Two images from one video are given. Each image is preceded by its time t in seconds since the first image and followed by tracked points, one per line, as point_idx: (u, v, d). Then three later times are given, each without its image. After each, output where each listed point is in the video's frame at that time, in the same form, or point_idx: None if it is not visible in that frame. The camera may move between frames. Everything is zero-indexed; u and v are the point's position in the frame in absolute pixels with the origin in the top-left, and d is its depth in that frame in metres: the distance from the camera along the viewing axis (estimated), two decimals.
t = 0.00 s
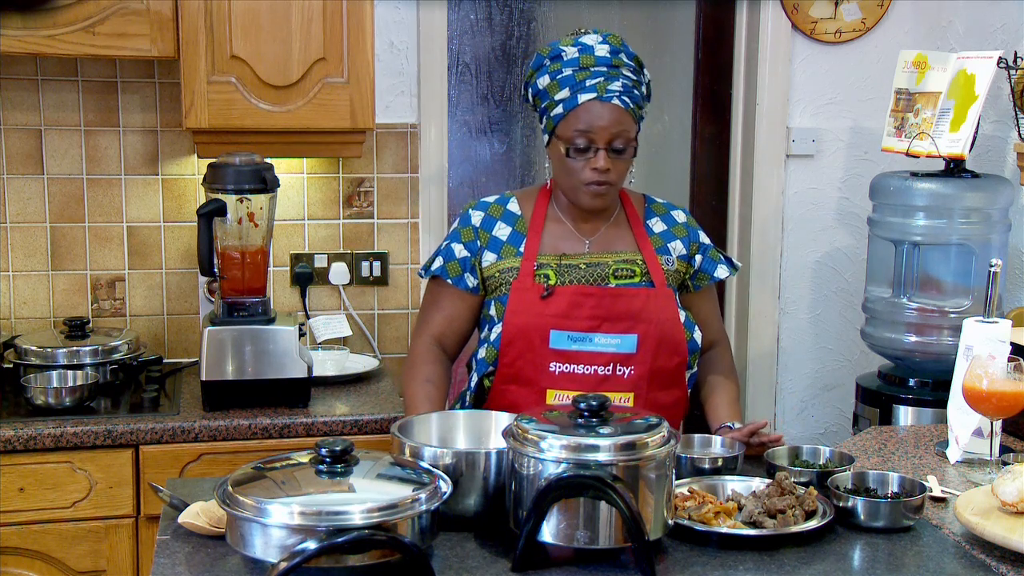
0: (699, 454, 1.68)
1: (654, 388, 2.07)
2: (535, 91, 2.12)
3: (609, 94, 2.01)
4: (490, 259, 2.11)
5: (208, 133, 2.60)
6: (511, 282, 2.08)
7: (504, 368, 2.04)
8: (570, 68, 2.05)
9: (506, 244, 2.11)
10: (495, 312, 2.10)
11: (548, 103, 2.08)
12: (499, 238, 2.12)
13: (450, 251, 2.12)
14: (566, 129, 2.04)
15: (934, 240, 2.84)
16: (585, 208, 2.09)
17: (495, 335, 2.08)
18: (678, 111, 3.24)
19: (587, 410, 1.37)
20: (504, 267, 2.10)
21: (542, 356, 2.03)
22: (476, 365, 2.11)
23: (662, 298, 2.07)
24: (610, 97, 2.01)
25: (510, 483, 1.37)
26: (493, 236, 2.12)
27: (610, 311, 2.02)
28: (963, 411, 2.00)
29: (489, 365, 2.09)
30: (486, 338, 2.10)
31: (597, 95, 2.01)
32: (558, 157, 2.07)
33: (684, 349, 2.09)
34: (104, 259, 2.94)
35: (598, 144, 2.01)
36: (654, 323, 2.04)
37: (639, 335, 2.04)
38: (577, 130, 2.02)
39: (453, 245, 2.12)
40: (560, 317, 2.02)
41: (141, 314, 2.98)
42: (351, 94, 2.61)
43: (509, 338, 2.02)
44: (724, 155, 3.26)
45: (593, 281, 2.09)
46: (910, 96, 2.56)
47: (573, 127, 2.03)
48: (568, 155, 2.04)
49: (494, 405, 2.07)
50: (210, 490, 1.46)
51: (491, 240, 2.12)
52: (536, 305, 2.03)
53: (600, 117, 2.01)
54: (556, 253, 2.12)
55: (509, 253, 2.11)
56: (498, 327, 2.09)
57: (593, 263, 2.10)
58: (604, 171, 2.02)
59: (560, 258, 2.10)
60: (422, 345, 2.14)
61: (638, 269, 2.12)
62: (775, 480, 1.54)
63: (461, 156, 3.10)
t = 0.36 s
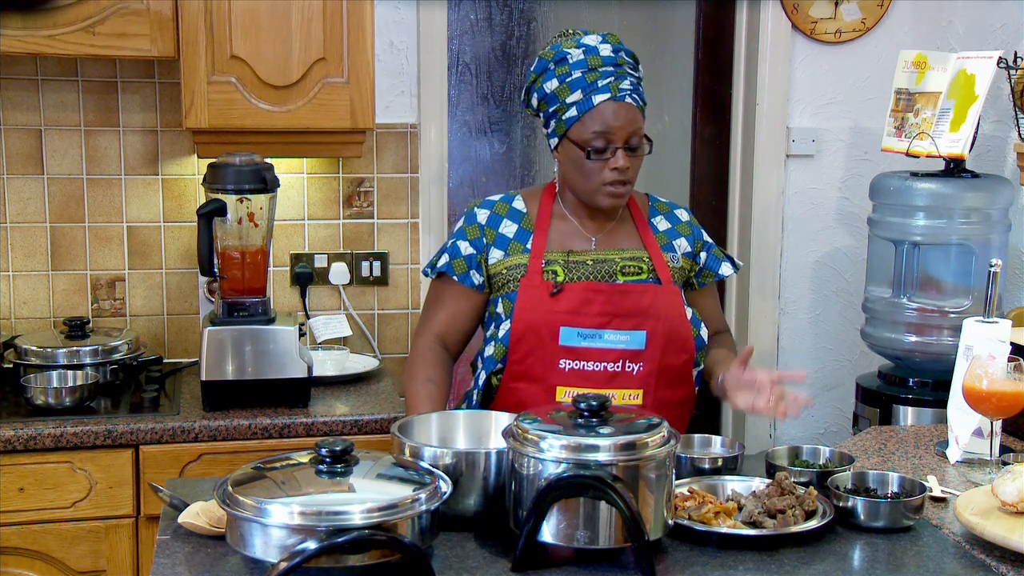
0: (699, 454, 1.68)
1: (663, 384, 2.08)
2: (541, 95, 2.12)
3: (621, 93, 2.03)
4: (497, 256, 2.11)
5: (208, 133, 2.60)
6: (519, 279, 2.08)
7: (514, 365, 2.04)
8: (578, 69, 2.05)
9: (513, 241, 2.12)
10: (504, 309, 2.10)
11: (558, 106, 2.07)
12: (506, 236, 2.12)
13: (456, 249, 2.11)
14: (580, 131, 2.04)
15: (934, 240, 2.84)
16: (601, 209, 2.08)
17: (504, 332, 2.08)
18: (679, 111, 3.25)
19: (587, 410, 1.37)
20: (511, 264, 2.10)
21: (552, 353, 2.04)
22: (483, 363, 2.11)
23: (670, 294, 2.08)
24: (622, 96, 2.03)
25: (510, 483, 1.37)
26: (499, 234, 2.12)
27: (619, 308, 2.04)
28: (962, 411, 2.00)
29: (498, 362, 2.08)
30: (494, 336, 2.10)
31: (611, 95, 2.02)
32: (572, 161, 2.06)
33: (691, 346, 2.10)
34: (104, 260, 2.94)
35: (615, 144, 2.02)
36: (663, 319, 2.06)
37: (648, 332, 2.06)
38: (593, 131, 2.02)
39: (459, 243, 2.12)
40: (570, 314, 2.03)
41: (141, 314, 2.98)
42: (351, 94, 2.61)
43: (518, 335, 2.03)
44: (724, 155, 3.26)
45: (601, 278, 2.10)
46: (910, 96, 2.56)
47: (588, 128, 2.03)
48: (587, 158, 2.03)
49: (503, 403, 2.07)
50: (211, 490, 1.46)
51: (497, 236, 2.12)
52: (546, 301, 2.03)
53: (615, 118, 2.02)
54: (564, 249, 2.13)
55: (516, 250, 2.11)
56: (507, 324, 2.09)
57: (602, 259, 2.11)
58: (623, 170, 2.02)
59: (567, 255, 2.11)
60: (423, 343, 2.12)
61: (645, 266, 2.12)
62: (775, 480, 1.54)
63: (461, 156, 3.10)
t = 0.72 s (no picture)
0: (699, 454, 1.68)
1: (669, 384, 2.09)
2: (543, 96, 2.12)
3: (624, 91, 2.03)
4: (502, 257, 2.11)
5: (207, 133, 2.60)
6: (524, 280, 2.08)
7: (520, 366, 2.05)
8: (580, 68, 2.05)
9: (517, 242, 2.12)
10: (510, 310, 2.10)
11: (560, 105, 2.07)
12: (510, 237, 2.12)
13: (460, 251, 2.11)
14: (583, 130, 2.04)
15: (934, 240, 2.84)
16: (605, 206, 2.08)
17: (510, 333, 2.07)
18: (679, 111, 3.25)
19: (587, 410, 1.37)
20: (515, 266, 2.10)
21: (558, 353, 2.04)
22: (489, 365, 2.10)
23: (675, 293, 2.08)
24: (625, 93, 2.03)
25: (510, 483, 1.37)
26: (503, 235, 2.12)
27: (625, 307, 2.04)
28: (962, 411, 2.00)
29: (503, 363, 2.08)
30: (499, 337, 2.10)
31: (613, 92, 2.02)
32: (576, 159, 2.06)
33: (695, 344, 2.11)
34: (104, 260, 2.94)
35: (619, 141, 2.02)
36: (668, 319, 2.06)
37: (653, 331, 2.06)
38: (597, 128, 2.02)
39: (463, 245, 2.12)
40: (576, 314, 2.03)
41: (141, 314, 2.98)
42: (351, 94, 2.61)
43: (525, 336, 2.03)
44: (724, 155, 3.26)
45: (606, 278, 2.09)
46: (910, 96, 2.56)
47: (591, 126, 2.03)
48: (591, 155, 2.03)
49: (509, 404, 2.07)
50: (211, 490, 1.46)
51: (501, 238, 2.12)
52: (552, 302, 2.03)
53: (618, 115, 2.02)
54: (568, 249, 2.12)
55: (520, 252, 2.11)
56: (512, 325, 2.08)
57: (606, 259, 2.10)
58: (627, 167, 2.02)
59: (572, 256, 2.10)
60: (424, 344, 2.12)
61: (648, 265, 2.11)
62: (775, 480, 1.54)
63: (461, 156, 3.10)
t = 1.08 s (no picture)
0: (699, 454, 1.68)
1: (670, 384, 2.08)
2: (538, 89, 2.13)
3: (611, 82, 2.02)
4: (502, 258, 2.11)
5: (207, 133, 2.60)
6: (525, 281, 2.09)
7: (521, 367, 2.04)
8: (571, 61, 2.06)
9: (517, 243, 2.12)
10: (511, 311, 2.10)
11: (551, 97, 2.09)
12: (510, 237, 2.12)
13: (461, 251, 2.11)
14: (569, 119, 2.05)
15: (934, 240, 2.84)
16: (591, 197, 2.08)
17: (512, 334, 2.07)
18: (679, 111, 3.25)
19: (587, 410, 1.37)
20: (516, 266, 2.10)
21: (559, 354, 2.03)
22: (490, 365, 2.11)
23: (675, 294, 2.07)
24: (612, 85, 2.02)
25: (511, 483, 1.37)
26: (503, 236, 2.12)
27: (625, 308, 2.03)
28: (962, 411, 2.00)
29: (504, 364, 2.08)
30: (500, 338, 2.10)
31: (599, 83, 2.02)
32: (563, 149, 2.08)
33: (696, 344, 2.10)
34: (104, 260, 2.94)
35: (602, 130, 2.02)
36: (668, 319, 2.06)
37: (654, 332, 2.05)
38: (581, 117, 2.03)
39: (464, 245, 2.12)
40: (576, 315, 2.02)
41: (141, 314, 2.98)
42: (351, 94, 2.61)
43: (526, 337, 2.02)
44: (724, 155, 3.27)
45: (607, 279, 2.10)
46: (910, 96, 2.56)
47: (576, 114, 2.04)
48: (573, 143, 2.05)
49: (511, 404, 2.08)
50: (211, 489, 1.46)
51: (502, 239, 2.12)
52: (552, 303, 2.02)
53: (603, 102, 2.02)
54: (569, 250, 2.13)
55: (521, 252, 2.11)
56: (513, 326, 2.09)
57: (607, 261, 2.11)
58: (608, 155, 2.02)
59: (572, 256, 2.11)
60: (425, 344, 2.13)
61: (649, 266, 2.13)
62: (775, 480, 1.55)
63: (461, 156, 3.10)
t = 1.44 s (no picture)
0: (699, 454, 1.68)
1: (665, 383, 2.08)
2: (536, 93, 2.13)
3: (609, 94, 2.02)
4: (497, 257, 2.11)
5: (207, 132, 2.60)
6: (519, 280, 2.08)
7: (515, 365, 2.04)
8: (569, 69, 2.06)
9: (512, 242, 2.12)
10: (506, 310, 2.10)
11: (548, 104, 2.09)
12: (506, 237, 2.13)
13: (456, 250, 2.12)
14: (566, 130, 2.05)
15: (934, 240, 2.84)
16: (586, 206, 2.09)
17: (505, 332, 2.07)
18: (679, 111, 3.25)
19: (587, 410, 1.37)
20: (510, 265, 2.10)
21: (552, 352, 2.03)
22: (485, 364, 2.11)
23: (670, 293, 2.08)
24: (609, 97, 2.02)
25: (510, 482, 1.37)
26: (499, 235, 2.13)
27: (619, 306, 2.04)
28: (962, 411, 2.00)
29: (499, 362, 2.08)
30: (495, 337, 2.10)
31: (596, 95, 2.02)
32: (559, 160, 2.08)
33: (692, 344, 2.10)
34: (104, 260, 2.94)
35: (597, 145, 2.02)
36: (662, 318, 2.06)
37: (648, 331, 2.06)
38: (578, 130, 2.03)
39: (460, 245, 2.12)
40: (570, 313, 2.02)
41: (141, 314, 2.98)
42: (351, 94, 2.61)
43: (519, 336, 2.02)
44: (724, 155, 3.27)
45: (601, 277, 2.10)
46: (910, 96, 2.56)
47: (573, 127, 2.03)
48: (569, 157, 2.05)
49: (505, 404, 2.06)
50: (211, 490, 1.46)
51: (497, 238, 2.12)
52: (546, 301, 2.03)
53: (601, 119, 2.01)
54: (563, 249, 2.13)
55: (516, 251, 2.11)
56: (507, 325, 2.09)
57: (602, 260, 2.10)
58: (604, 172, 2.02)
59: (567, 255, 2.11)
60: (425, 346, 2.13)
61: (644, 265, 2.12)
62: (774, 480, 1.55)
63: (461, 156, 3.10)
